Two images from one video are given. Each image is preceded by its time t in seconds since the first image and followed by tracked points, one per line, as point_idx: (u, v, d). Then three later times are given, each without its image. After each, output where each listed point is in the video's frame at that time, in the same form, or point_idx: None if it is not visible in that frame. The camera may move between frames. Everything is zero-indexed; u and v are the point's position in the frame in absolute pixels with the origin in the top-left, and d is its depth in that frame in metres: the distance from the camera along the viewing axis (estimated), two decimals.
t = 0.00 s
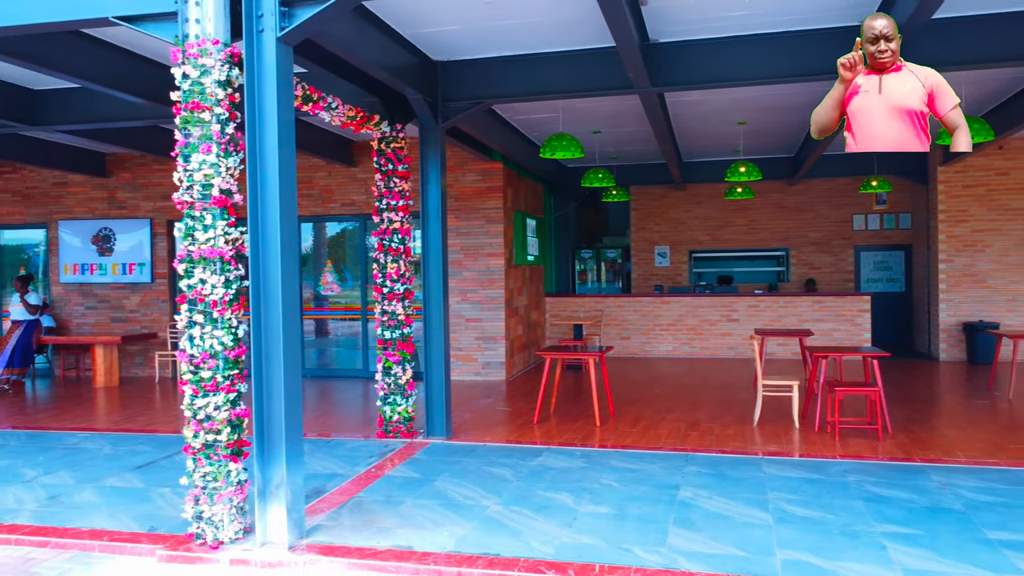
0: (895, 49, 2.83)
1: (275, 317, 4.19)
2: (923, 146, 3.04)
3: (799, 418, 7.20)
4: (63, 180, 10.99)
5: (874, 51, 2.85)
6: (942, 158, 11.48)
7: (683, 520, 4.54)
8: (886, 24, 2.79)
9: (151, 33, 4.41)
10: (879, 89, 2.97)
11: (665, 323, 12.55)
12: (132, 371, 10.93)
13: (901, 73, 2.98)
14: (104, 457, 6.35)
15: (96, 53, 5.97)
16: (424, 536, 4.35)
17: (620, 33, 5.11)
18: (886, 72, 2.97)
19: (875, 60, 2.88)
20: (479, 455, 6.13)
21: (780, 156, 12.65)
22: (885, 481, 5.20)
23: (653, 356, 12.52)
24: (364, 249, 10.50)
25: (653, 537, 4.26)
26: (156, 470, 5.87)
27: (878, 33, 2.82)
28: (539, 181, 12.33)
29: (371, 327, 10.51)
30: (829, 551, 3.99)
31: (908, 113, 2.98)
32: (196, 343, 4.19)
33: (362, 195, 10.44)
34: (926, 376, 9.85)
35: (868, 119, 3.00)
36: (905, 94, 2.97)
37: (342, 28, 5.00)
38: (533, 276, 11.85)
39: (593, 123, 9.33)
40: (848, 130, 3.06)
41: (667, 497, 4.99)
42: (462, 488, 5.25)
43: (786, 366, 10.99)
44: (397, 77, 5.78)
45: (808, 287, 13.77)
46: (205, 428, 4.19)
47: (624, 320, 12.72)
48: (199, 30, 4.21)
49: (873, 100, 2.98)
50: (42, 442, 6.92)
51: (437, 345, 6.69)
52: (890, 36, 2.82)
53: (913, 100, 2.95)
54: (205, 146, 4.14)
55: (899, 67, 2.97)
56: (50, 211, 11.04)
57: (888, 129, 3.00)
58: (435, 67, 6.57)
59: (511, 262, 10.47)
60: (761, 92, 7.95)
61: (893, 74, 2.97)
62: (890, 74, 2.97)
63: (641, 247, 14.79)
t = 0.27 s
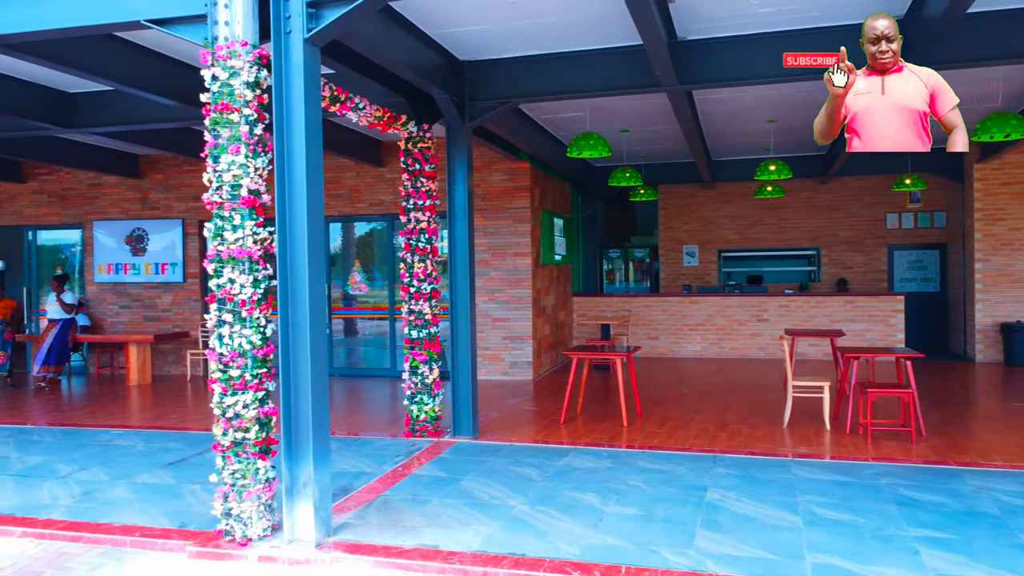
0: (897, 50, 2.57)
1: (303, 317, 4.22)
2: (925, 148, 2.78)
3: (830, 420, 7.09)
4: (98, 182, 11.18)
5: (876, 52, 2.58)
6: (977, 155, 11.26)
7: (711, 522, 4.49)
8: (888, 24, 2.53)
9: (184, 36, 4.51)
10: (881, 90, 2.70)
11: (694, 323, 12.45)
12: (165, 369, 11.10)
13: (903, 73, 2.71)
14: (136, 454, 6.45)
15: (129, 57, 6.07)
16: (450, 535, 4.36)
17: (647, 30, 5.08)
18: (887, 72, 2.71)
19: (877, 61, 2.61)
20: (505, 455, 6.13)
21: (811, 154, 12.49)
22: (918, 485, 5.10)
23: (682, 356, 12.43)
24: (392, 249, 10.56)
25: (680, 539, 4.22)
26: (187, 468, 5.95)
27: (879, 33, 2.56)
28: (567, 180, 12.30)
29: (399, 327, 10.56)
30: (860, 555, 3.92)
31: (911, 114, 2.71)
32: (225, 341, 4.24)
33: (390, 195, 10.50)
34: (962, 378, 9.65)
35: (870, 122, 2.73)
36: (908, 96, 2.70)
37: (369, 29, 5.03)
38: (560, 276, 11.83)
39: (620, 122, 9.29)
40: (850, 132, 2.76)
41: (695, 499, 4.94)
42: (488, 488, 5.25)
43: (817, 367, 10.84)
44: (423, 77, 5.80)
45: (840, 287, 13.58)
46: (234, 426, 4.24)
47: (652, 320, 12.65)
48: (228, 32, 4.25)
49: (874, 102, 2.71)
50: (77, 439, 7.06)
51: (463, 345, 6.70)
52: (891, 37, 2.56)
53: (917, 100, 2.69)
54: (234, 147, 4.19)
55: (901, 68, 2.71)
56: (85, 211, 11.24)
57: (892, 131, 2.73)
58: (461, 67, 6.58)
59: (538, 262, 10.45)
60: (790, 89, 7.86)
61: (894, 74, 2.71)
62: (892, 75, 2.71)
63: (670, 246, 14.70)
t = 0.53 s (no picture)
0: (898, 50, 2.58)
1: (330, 316, 4.26)
2: (925, 148, 2.81)
3: (862, 422, 6.98)
4: (131, 183, 11.36)
5: (876, 51, 2.60)
6: (1015, 152, 11.02)
7: (739, 524, 4.45)
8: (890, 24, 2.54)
9: (214, 38, 4.57)
10: (885, 90, 2.72)
11: (723, 323, 12.34)
12: (197, 367, 11.25)
13: (905, 73, 2.74)
14: (168, 451, 6.54)
15: (161, 60, 6.16)
16: (476, 535, 4.36)
17: (675, 28, 5.03)
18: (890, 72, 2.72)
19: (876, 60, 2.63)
20: (532, 455, 6.12)
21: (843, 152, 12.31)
22: (953, 488, 5.00)
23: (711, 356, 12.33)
24: (420, 248, 10.60)
25: (708, 541, 4.18)
26: (217, 465, 6.03)
27: (881, 31, 2.57)
28: (594, 179, 12.25)
29: (427, 326, 10.60)
30: (892, 559, 3.86)
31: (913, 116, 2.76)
32: (254, 340, 4.28)
33: (417, 194, 10.53)
34: (999, 380, 9.45)
35: (874, 122, 2.74)
36: (911, 97, 2.74)
37: (395, 29, 5.05)
38: (588, 275, 11.79)
39: (648, 121, 9.23)
40: (851, 130, 2.77)
41: (723, 500, 4.89)
42: (514, 487, 5.25)
43: (849, 368, 10.68)
44: (450, 77, 5.81)
45: (873, 286, 13.36)
46: (263, 423, 4.28)
47: (681, 320, 12.56)
48: (257, 34, 4.30)
49: (878, 102, 2.73)
50: (111, 436, 7.18)
51: (490, 344, 6.70)
52: (893, 36, 2.57)
53: (919, 101, 2.74)
54: (263, 148, 4.23)
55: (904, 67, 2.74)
56: (119, 212, 11.44)
57: (895, 132, 2.76)
58: (488, 67, 6.58)
59: (565, 261, 10.43)
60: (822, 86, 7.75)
61: (898, 74, 2.73)
62: (896, 75, 2.73)
63: (699, 245, 14.58)
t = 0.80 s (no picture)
0: (901, 49, 2.51)
1: (358, 315, 4.28)
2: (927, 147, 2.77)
3: (895, 423, 6.88)
4: (165, 184, 11.54)
5: (878, 49, 2.53)
6: None
7: (768, 526, 4.40)
8: (893, 23, 2.46)
9: (244, 40, 4.63)
10: (885, 90, 2.69)
11: (753, 323, 12.22)
12: (228, 366, 11.40)
13: (907, 73, 2.70)
14: (199, 448, 6.64)
15: (192, 62, 6.25)
16: (503, 534, 4.37)
17: (703, 25, 4.99)
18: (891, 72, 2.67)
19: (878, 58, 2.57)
20: (559, 455, 6.10)
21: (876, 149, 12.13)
22: (989, 492, 4.90)
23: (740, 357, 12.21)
24: (448, 248, 10.64)
25: (736, 543, 4.15)
26: (247, 462, 6.10)
27: (883, 31, 2.49)
28: (623, 178, 12.20)
29: (455, 326, 10.64)
30: (925, 564, 3.79)
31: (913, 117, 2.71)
32: (283, 339, 4.32)
33: (445, 194, 10.56)
34: None
35: (874, 122, 2.72)
36: (911, 97, 2.70)
37: (423, 30, 5.07)
38: (616, 275, 11.74)
39: (677, 119, 9.18)
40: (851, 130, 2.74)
41: (752, 502, 4.84)
42: (541, 487, 5.24)
43: (882, 369, 10.51)
44: (477, 76, 5.82)
45: (907, 285, 13.10)
46: (291, 421, 4.32)
47: (710, 320, 12.46)
48: (286, 36, 4.35)
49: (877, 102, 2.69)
50: (144, 433, 7.30)
51: (517, 343, 6.70)
52: (895, 36, 2.49)
53: (920, 102, 2.69)
54: (291, 149, 4.28)
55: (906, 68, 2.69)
56: (153, 213, 11.62)
57: (894, 131, 2.73)
58: (515, 66, 6.58)
59: (593, 260, 10.39)
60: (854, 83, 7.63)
61: (899, 74, 2.68)
62: (897, 75, 2.68)
63: (728, 245, 14.46)
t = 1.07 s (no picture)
0: (902, 46, 2.79)
1: (387, 314, 4.31)
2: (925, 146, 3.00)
3: (930, 425, 6.75)
4: (197, 185, 11.71)
5: (880, 47, 2.80)
6: None
7: (799, 528, 4.35)
8: (894, 23, 2.74)
9: (274, 42, 4.68)
10: (885, 90, 2.94)
11: (784, 323, 12.08)
12: (259, 364, 11.52)
13: (907, 75, 2.96)
14: (230, 445, 6.72)
15: (224, 64, 6.32)
16: (531, 533, 4.36)
17: (732, 22, 4.94)
18: (890, 72, 2.94)
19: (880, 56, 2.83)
20: (587, 455, 6.09)
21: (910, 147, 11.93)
22: None
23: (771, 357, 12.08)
24: (476, 248, 10.66)
25: (766, 545, 4.11)
26: (277, 460, 6.15)
27: (885, 29, 2.77)
28: (651, 177, 12.13)
29: (483, 325, 10.65)
30: (961, 569, 3.72)
31: (912, 114, 2.95)
32: (312, 338, 4.36)
33: (474, 194, 10.58)
34: None
35: (875, 120, 2.97)
36: (910, 97, 2.94)
37: (451, 30, 5.09)
38: (644, 274, 11.68)
39: (707, 118, 9.10)
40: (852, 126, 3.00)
41: (783, 504, 4.79)
42: (569, 487, 5.23)
43: (917, 370, 10.34)
44: (505, 76, 5.82)
45: (942, 285, 12.94)
46: (321, 420, 4.35)
47: (740, 320, 12.34)
48: (316, 37, 4.38)
49: (878, 100, 2.95)
50: (177, 430, 7.40)
51: (545, 343, 6.70)
52: (897, 33, 2.76)
53: (919, 101, 2.93)
54: (321, 149, 4.31)
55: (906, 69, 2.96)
56: (186, 213, 11.79)
57: (894, 128, 2.97)
58: (543, 65, 6.57)
59: (621, 260, 10.35)
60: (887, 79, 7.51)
61: (898, 74, 2.95)
62: (896, 75, 2.95)
63: (759, 244, 14.31)
